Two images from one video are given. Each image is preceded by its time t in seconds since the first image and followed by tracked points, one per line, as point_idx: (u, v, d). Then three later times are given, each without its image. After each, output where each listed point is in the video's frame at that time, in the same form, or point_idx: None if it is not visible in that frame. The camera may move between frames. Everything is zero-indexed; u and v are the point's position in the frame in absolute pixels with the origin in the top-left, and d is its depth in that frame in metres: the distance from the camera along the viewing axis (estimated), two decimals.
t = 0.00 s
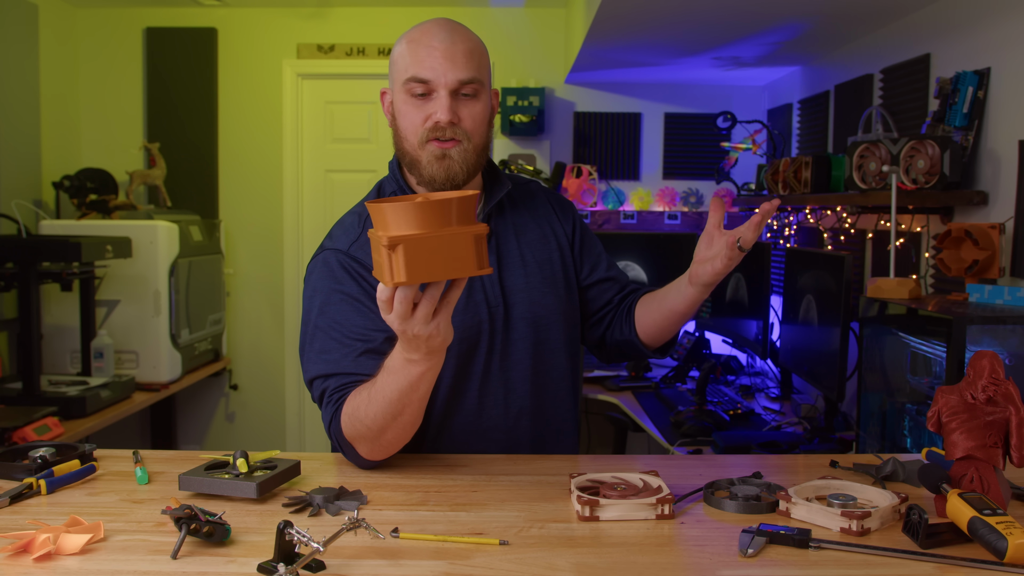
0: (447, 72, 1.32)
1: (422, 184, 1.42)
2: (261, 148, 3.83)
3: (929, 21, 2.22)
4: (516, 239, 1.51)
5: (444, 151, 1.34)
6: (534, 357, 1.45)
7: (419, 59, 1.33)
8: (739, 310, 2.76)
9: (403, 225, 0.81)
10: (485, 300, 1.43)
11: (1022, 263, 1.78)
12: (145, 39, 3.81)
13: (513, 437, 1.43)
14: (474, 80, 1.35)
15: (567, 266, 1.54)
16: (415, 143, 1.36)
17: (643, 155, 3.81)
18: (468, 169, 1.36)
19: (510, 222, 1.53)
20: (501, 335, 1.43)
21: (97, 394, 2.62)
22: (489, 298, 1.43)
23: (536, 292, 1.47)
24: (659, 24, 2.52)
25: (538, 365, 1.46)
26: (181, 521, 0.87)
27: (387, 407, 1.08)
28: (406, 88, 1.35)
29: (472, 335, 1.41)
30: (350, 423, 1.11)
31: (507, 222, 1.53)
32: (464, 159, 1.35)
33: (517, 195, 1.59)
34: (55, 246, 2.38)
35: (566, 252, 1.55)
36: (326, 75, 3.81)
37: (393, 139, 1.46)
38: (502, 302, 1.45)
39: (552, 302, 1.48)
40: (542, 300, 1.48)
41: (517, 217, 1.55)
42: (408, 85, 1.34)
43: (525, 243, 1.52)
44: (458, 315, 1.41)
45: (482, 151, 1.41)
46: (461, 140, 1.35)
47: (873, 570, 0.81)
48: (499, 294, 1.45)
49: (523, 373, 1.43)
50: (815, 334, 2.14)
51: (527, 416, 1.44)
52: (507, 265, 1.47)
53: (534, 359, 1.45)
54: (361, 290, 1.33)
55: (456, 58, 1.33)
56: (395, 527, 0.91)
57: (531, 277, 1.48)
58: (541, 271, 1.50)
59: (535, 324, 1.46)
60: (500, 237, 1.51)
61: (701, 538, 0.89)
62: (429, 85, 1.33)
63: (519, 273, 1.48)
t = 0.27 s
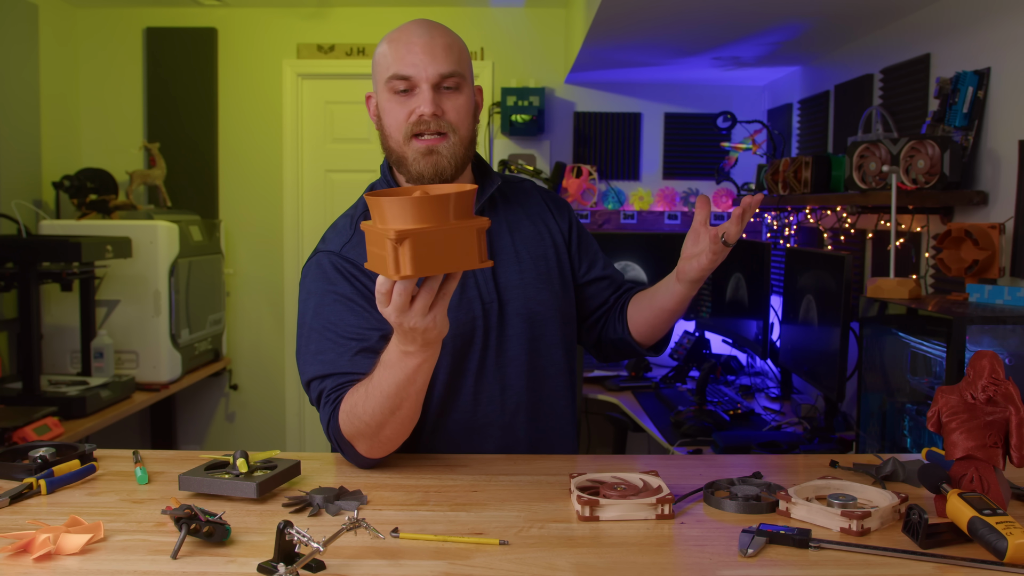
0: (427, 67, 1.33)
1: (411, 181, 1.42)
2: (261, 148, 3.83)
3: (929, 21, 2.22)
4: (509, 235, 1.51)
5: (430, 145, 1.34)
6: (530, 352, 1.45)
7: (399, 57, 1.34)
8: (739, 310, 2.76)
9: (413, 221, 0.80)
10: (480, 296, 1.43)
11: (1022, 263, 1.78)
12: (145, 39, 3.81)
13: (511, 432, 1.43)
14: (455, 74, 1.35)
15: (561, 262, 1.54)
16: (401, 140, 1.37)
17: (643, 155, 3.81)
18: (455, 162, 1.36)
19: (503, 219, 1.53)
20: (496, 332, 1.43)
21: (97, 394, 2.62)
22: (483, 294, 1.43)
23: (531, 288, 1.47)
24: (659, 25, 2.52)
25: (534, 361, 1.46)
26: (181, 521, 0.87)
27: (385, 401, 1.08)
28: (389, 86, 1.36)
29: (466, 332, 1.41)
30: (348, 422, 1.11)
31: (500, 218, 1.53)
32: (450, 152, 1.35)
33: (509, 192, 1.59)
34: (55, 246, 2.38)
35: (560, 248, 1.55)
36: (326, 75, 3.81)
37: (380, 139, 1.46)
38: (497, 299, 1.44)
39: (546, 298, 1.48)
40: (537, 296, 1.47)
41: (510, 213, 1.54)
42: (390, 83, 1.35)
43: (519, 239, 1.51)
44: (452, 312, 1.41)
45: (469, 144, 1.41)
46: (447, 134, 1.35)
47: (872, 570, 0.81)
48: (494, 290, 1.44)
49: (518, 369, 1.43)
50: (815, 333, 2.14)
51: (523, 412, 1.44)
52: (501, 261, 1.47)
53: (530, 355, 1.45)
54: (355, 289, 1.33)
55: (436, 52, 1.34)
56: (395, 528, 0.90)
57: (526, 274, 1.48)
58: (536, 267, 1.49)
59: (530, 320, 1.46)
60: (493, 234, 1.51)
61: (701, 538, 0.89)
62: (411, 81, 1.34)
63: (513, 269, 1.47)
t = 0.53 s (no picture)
0: (440, 60, 1.36)
1: (417, 175, 1.41)
2: (260, 147, 3.83)
3: (930, 21, 2.22)
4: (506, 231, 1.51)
5: (441, 137, 1.35)
6: (530, 348, 1.45)
7: (412, 51, 1.37)
8: (739, 310, 2.76)
9: (432, 223, 0.80)
10: (479, 291, 1.43)
11: (1022, 263, 1.78)
12: (145, 39, 3.81)
13: (513, 429, 1.43)
14: (465, 70, 1.39)
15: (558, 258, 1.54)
16: (411, 132, 1.37)
17: (643, 154, 3.81)
18: (464, 156, 1.37)
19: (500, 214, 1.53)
20: (496, 327, 1.43)
21: (98, 394, 2.62)
22: (482, 290, 1.43)
23: (529, 283, 1.47)
24: (659, 25, 2.52)
25: (534, 357, 1.46)
26: (181, 521, 0.87)
27: (388, 402, 1.09)
28: (400, 78, 1.37)
29: (466, 328, 1.41)
30: (350, 424, 1.11)
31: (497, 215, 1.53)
32: (460, 145, 1.36)
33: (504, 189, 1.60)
34: (55, 246, 2.38)
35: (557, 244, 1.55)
36: (326, 75, 3.81)
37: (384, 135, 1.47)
38: (495, 295, 1.44)
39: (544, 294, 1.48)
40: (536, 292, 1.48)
41: (506, 210, 1.55)
42: (402, 75, 1.37)
43: (516, 235, 1.52)
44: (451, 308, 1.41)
45: (476, 140, 1.42)
46: (457, 127, 1.37)
47: (872, 570, 0.81)
48: (493, 286, 1.45)
49: (519, 365, 1.44)
50: (815, 334, 2.14)
51: (526, 408, 1.44)
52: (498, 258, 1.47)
53: (530, 351, 1.45)
54: (353, 289, 1.33)
55: (448, 48, 1.37)
56: (395, 527, 0.91)
57: (524, 270, 1.48)
58: (533, 263, 1.50)
59: (529, 316, 1.46)
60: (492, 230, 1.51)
61: (701, 538, 0.89)
62: (423, 74, 1.36)
63: (511, 265, 1.48)
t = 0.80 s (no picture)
0: (464, 54, 1.39)
1: (429, 164, 1.41)
2: (260, 147, 3.83)
3: (930, 20, 2.22)
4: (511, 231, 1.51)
5: (458, 127, 1.37)
6: (531, 349, 1.45)
7: (436, 43, 1.40)
8: (739, 310, 2.76)
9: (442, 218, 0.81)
10: (482, 290, 1.44)
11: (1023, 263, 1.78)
12: (145, 39, 3.81)
13: (514, 429, 1.43)
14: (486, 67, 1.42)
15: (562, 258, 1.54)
16: (428, 121, 1.38)
17: (643, 154, 3.81)
18: (479, 148, 1.39)
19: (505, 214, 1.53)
20: (498, 327, 1.44)
21: (97, 394, 2.62)
22: (485, 289, 1.44)
23: (532, 284, 1.48)
24: (660, 24, 2.52)
25: (535, 358, 1.46)
26: (181, 521, 0.87)
27: (385, 401, 1.08)
28: (421, 69, 1.40)
29: (467, 326, 1.42)
30: (347, 420, 1.11)
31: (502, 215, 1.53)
32: (477, 136, 1.38)
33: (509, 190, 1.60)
34: (55, 246, 2.38)
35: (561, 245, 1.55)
36: (325, 75, 3.81)
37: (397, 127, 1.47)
38: (498, 294, 1.45)
39: (547, 295, 1.49)
40: (538, 292, 1.48)
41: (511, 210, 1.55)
42: (423, 65, 1.39)
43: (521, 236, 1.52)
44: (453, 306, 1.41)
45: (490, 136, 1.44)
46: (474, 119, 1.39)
47: (872, 570, 0.81)
48: (496, 286, 1.45)
49: (521, 365, 1.44)
50: (815, 334, 2.14)
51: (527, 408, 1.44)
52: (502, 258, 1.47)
53: (532, 352, 1.45)
54: (356, 286, 1.33)
55: (472, 44, 1.41)
56: (395, 527, 0.90)
57: (527, 270, 1.49)
58: (537, 264, 1.50)
59: (530, 316, 1.46)
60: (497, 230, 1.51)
61: (701, 538, 0.89)
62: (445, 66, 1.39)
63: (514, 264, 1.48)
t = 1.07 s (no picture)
0: (497, 57, 1.40)
1: (460, 165, 1.43)
2: (260, 147, 3.83)
3: (930, 20, 2.21)
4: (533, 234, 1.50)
5: (490, 129, 1.38)
6: (543, 352, 1.45)
7: (469, 46, 1.41)
8: (739, 310, 2.76)
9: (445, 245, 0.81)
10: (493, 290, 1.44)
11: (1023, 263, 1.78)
12: (145, 39, 3.81)
13: (519, 431, 1.43)
14: (519, 70, 1.43)
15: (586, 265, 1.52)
16: (460, 123, 1.39)
17: (643, 154, 3.81)
18: (511, 150, 1.40)
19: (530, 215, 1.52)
20: (507, 326, 1.44)
21: (98, 394, 2.62)
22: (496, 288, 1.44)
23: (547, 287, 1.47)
24: (660, 24, 2.51)
25: (546, 363, 1.45)
26: (181, 521, 0.87)
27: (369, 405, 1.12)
28: (455, 71, 1.41)
29: (474, 324, 1.42)
30: (333, 412, 1.16)
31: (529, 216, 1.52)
32: (509, 138, 1.39)
33: (544, 190, 1.58)
34: (55, 246, 2.38)
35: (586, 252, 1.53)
36: (325, 75, 3.81)
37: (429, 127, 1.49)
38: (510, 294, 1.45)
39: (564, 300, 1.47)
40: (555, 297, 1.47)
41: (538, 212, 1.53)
42: (457, 67, 1.40)
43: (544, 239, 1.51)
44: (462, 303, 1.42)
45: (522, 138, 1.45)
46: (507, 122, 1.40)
47: (873, 570, 0.81)
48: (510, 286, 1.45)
49: (530, 368, 1.43)
50: (815, 333, 2.14)
51: (534, 411, 1.43)
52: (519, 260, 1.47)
53: (543, 355, 1.44)
54: (363, 278, 1.34)
55: (505, 47, 1.42)
56: (395, 527, 0.90)
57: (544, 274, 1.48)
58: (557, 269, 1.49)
59: (544, 320, 1.45)
60: (518, 232, 1.50)
61: (701, 538, 0.89)
62: (479, 68, 1.40)
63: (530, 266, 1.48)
